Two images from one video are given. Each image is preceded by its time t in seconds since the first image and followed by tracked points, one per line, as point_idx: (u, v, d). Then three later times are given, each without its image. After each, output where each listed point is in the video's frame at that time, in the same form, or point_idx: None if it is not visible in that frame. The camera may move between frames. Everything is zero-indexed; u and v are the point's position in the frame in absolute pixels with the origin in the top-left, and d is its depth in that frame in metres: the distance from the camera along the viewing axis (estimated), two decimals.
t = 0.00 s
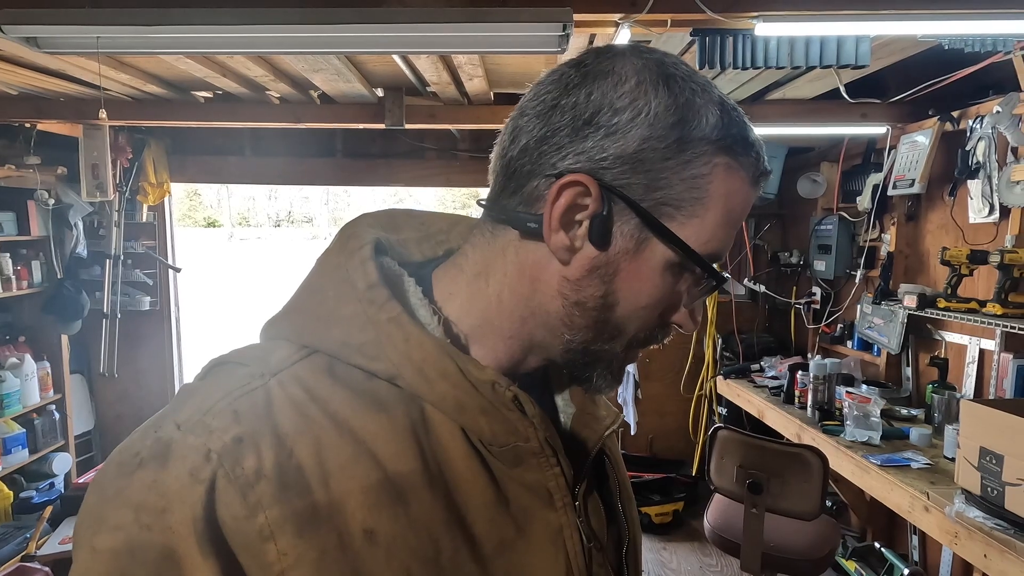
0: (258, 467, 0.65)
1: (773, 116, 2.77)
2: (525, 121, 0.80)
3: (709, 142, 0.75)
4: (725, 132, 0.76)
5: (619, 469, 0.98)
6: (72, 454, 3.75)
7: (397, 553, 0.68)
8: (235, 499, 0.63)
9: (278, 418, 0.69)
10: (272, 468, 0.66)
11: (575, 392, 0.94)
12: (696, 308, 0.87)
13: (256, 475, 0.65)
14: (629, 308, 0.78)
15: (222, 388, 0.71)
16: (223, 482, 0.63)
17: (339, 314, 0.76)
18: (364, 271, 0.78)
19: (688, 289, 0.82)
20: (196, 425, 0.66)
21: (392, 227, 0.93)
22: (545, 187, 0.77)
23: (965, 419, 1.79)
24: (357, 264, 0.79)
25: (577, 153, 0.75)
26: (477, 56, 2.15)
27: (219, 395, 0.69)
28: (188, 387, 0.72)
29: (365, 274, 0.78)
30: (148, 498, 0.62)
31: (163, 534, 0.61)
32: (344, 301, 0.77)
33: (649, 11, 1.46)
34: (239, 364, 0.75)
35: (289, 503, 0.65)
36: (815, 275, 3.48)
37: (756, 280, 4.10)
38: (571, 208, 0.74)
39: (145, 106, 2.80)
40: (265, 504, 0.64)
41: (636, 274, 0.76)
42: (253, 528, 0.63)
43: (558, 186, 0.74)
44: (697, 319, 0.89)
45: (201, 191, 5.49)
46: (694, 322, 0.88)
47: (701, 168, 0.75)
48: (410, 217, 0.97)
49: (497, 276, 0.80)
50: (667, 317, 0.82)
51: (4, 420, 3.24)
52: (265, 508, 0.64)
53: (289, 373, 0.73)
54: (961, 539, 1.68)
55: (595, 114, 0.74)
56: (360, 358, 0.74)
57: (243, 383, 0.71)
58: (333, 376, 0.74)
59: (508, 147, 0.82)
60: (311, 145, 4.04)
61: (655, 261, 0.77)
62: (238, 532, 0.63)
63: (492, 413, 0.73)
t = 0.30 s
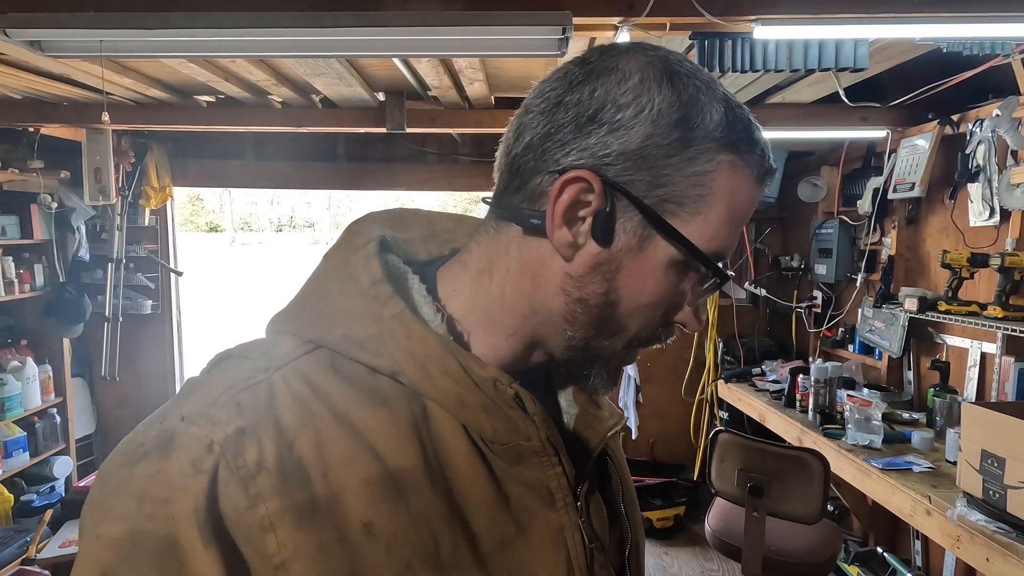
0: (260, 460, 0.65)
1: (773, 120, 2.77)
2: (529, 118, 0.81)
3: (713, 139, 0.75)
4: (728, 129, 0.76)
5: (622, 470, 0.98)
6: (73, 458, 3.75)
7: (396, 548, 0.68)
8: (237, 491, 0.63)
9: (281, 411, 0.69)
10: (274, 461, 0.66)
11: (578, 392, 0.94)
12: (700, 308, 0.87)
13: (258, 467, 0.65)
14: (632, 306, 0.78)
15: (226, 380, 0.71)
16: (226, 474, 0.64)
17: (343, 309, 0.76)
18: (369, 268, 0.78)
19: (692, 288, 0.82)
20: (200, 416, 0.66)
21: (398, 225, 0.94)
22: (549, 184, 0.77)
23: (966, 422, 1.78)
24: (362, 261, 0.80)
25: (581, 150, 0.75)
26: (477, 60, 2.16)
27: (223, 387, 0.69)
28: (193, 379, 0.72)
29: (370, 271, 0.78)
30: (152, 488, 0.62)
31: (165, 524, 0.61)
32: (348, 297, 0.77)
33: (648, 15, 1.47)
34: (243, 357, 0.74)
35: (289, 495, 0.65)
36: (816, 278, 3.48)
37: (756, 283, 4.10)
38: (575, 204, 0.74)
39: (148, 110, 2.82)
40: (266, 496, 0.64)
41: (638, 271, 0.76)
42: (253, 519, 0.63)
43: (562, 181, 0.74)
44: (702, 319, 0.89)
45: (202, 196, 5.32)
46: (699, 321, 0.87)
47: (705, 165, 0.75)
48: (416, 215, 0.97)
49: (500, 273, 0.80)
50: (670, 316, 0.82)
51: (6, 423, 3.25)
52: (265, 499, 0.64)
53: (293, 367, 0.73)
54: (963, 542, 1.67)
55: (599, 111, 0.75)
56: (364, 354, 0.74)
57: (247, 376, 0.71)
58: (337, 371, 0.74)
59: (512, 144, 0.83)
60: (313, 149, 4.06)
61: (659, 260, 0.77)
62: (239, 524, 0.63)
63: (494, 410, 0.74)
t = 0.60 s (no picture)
0: (277, 472, 0.65)
1: (779, 126, 2.77)
2: (547, 129, 0.80)
3: (733, 152, 0.75)
4: (747, 141, 0.76)
5: (635, 481, 0.97)
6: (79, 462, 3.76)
7: (414, 562, 0.67)
8: (254, 503, 0.63)
9: (298, 423, 0.69)
10: (291, 473, 0.66)
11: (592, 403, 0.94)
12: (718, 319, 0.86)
13: (275, 479, 0.64)
14: (651, 316, 0.77)
15: (243, 391, 0.70)
16: (244, 486, 0.63)
17: (359, 321, 0.76)
18: (384, 279, 0.79)
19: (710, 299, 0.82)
20: (217, 428, 0.66)
21: (412, 235, 0.94)
22: (566, 195, 0.77)
23: (975, 430, 1.77)
24: (377, 273, 0.80)
25: (599, 161, 0.75)
26: (484, 67, 2.17)
27: (240, 398, 0.69)
28: (211, 390, 0.72)
29: (385, 282, 0.79)
30: (170, 501, 0.62)
31: (183, 536, 0.61)
32: (364, 309, 0.77)
33: (655, 23, 1.47)
34: (259, 369, 0.74)
35: (305, 507, 0.65)
36: (823, 284, 3.47)
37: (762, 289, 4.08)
38: (593, 214, 0.74)
39: (156, 117, 2.84)
40: (284, 508, 0.64)
41: (658, 282, 0.76)
42: (270, 532, 0.63)
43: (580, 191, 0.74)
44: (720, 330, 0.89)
45: (209, 202, 5.52)
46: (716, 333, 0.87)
47: (725, 177, 0.75)
48: (427, 226, 0.97)
49: (515, 282, 0.80)
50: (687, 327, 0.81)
51: (12, 428, 3.26)
52: (283, 512, 0.64)
53: (309, 379, 0.73)
54: (975, 553, 1.66)
55: (617, 122, 0.74)
56: (379, 366, 0.75)
57: (263, 387, 0.71)
58: (352, 383, 0.74)
59: (529, 156, 0.83)
60: (319, 155, 4.08)
61: (678, 270, 0.76)
62: (256, 536, 0.62)
63: (507, 422, 0.74)
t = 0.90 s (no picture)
0: (292, 448, 0.66)
1: (782, 127, 2.78)
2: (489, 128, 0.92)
3: (592, 58, 0.74)
4: (613, 46, 0.74)
5: (635, 473, 0.99)
6: (84, 462, 3.78)
7: (417, 539, 0.68)
8: (270, 477, 0.64)
9: (311, 405, 0.70)
10: (305, 450, 0.67)
11: (594, 397, 0.95)
12: (672, 250, 0.75)
13: (290, 456, 0.66)
14: (555, 238, 0.73)
15: (257, 375, 0.71)
16: (261, 461, 0.64)
17: (368, 309, 0.78)
18: (393, 271, 0.80)
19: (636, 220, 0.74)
20: (235, 409, 0.67)
21: (422, 233, 0.96)
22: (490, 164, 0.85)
23: (977, 430, 1.78)
24: (385, 264, 0.82)
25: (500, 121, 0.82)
26: (486, 69, 2.19)
27: (255, 381, 0.70)
28: (227, 376, 0.73)
29: (393, 274, 0.80)
30: (191, 475, 0.62)
31: (204, 509, 0.61)
32: (372, 298, 0.78)
33: (656, 24, 1.48)
34: (273, 356, 0.75)
35: (318, 483, 0.66)
36: (826, 286, 3.48)
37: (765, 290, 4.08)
38: (490, 160, 0.80)
39: (161, 119, 2.86)
40: (298, 484, 0.65)
41: (552, 206, 0.74)
42: (284, 505, 0.64)
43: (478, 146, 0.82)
44: (676, 263, 0.76)
45: (212, 204, 5.45)
46: (669, 264, 0.75)
47: (585, 82, 0.73)
48: (435, 224, 0.98)
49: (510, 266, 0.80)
50: (607, 253, 0.73)
51: (18, 428, 3.28)
52: (297, 486, 0.65)
53: (321, 365, 0.74)
54: (977, 553, 1.65)
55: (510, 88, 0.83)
56: (388, 353, 0.75)
57: (276, 372, 0.72)
58: (362, 369, 0.75)
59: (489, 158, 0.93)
60: (323, 157, 4.11)
61: (571, 183, 0.73)
62: (271, 509, 0.63)
63: (511, 409, 0.76)
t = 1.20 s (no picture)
0: (322, 430, 0.68)
1: (785, 132, 2.80)
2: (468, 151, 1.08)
3: (489, 55, 0.90)
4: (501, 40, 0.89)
5: (643, 464, 1.02)
6: (94, 463, 3.82)
7: (437, 517, 0.70)
8: (302, 453, 0.66)
9: (337, 392, 0.72)
10: (332, 432, 0.69)
11: (604, 394, 0.98)
12: (592, 194, 0.84)
13: (319, 437, 0.68)
14: (492, 215, 0.87)
15: (288, 365, 0.74)
16: (294, 441, 0.66)
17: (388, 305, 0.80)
18: (411, 270, 0.84)
19: (557, 180, 0.85)
20: (269, 394, 0.69)
21: (440, 238, 0.99)
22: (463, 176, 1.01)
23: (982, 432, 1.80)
24: (403, 264, 0.85)
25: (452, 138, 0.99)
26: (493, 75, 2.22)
27: (286, 369, 0.73)
28: (260, 368, 0.75)
29: (411, 273, 0.84)
30: (232, 453, 0.63)
31: (245, 484, 0.62)
32: (391, 294, 0.81)
33: (662, 30, 1.51)
34: (302, 350, 0.77)
35: (345, 461, 0.68)
36: (830, 289, 3.49)
37: (770, 294, 4.08)
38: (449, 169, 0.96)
39: (173, 124, 2.91)
40: (328, 462, 0.67)
41: (490, 187, 0.87)
42: (315, 481, 0.65)
43: (445, 162, 0.99)
44: (597, 203, 0.84)
45: (218, 207, 5.45)
46: (593, 207, 0.83)
47: (486, 76, 0.89)
48: (453, 229, 1.02)
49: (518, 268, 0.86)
50: (532, 214, 0.84)
51: (30, 428, 3.32)
52: (327, 463, 0.67)
53: (346, 357, 0.76)
54: (981, 554, 1.66)
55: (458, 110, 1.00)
56: (408, 344, 0.78)
57: (305, 362, 0.74)
58: (384, 360, 0.77)
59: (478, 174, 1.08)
60: (331, 162, 4.15)
61: (496, 163, 0.86)
62: (303, 485, 0.65)
63: (524, 398, 0.79)
